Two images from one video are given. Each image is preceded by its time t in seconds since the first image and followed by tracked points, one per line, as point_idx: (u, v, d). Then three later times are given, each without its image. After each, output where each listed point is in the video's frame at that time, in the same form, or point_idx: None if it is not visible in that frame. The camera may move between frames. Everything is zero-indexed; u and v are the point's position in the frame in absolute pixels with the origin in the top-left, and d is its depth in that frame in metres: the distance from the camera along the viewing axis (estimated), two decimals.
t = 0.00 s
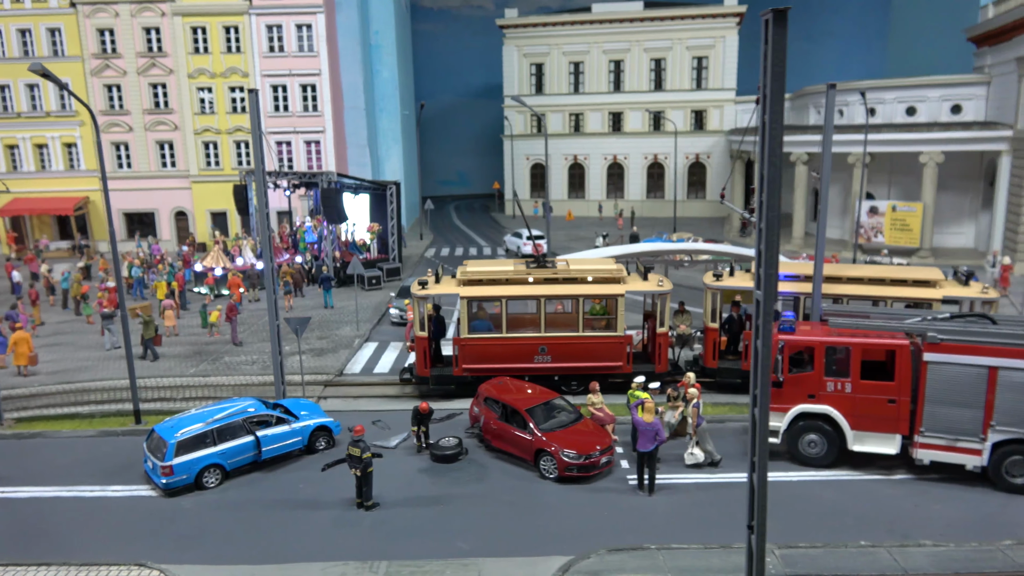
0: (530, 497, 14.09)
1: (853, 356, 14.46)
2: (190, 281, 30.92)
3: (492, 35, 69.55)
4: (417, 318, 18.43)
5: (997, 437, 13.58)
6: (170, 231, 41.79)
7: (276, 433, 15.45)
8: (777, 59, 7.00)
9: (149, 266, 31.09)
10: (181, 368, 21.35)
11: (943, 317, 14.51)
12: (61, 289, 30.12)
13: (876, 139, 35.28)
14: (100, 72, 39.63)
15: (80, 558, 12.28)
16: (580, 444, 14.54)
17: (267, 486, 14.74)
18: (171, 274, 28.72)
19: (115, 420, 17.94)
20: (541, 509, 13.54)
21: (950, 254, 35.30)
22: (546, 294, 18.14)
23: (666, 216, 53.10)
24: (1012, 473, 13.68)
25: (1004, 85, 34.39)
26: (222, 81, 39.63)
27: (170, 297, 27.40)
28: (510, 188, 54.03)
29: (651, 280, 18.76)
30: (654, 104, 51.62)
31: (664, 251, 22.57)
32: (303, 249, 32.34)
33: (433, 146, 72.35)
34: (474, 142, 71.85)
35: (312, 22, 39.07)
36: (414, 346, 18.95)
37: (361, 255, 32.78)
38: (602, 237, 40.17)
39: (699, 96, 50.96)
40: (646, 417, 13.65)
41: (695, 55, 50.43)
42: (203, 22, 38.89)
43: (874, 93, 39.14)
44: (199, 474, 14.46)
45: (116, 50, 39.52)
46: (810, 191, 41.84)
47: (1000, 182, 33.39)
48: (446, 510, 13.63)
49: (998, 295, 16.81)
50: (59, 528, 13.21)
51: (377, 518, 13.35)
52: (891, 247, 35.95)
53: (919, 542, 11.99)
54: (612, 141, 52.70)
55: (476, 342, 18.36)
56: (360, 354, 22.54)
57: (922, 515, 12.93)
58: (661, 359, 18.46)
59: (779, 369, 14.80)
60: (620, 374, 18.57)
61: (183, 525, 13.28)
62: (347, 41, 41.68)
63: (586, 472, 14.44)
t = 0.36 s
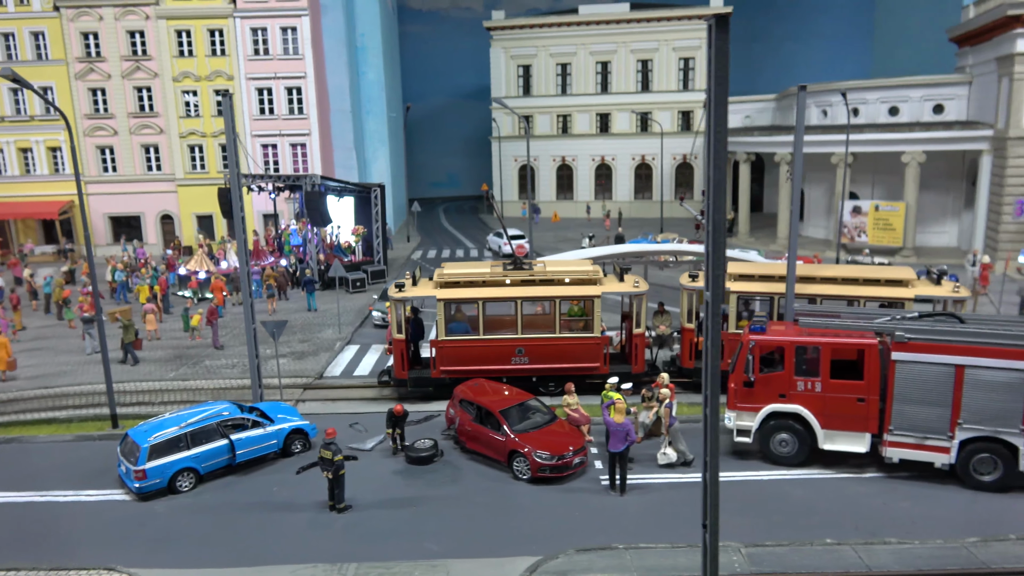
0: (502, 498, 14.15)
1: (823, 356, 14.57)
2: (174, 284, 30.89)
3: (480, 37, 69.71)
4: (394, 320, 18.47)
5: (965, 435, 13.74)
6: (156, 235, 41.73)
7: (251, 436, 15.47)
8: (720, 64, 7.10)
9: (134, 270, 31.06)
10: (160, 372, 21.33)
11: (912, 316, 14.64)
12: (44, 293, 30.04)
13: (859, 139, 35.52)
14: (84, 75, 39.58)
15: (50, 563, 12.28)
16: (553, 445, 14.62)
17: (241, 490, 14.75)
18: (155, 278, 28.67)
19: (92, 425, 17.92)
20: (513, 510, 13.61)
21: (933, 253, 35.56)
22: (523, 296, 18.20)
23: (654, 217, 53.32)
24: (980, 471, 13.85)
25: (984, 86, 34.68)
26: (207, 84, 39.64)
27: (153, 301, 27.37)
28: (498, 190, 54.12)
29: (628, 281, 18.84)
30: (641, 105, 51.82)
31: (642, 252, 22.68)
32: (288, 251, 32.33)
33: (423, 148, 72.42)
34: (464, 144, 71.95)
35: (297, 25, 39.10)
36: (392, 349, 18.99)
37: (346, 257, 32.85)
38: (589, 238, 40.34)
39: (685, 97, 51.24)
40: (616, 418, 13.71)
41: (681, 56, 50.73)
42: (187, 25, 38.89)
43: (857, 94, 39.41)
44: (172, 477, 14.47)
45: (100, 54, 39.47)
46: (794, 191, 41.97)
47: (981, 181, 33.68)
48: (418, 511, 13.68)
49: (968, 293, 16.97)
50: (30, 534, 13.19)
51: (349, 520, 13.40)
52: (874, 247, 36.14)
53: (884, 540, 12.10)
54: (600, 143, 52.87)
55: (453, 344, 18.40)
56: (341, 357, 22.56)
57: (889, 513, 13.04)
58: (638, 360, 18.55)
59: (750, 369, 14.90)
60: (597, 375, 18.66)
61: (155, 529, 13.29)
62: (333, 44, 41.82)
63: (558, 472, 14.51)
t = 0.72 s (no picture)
0: (474, 501, 14.22)
1: (793, 358, 14.68)
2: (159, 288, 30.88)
3: (470, 40, 69.94)
4: (371, 324, 18.52)
5: (932, 436, 13.88)
6: (143, 238, 41.72)
7: (225, 440, 15.52)
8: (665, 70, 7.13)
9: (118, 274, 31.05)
10: (140, 376, 21.33)
11: (881, 319, 14.77)
12: (28, 296, 30.00)
13: (842, 142, 35.78)
14: (70, 79, 39.59)
15: (19, 566, 12.30)
16: (526, 448, 14.70)
17: (214, 493, 14.78)
18: (139, 282, 28.68)
19: (69, 429, 17.93)
20: (484, 513, 13.68)
21: (916, 255, 35.80)
22: (500, 300, 18.26)
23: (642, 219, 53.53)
24: (947, 472, 14.00)
25: (966, 90, 34.95)
26: (194, 87, 39.71)
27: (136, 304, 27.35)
28: (487, 193, 54.25)
29: (605, 284, 18.91)
30: (630, 108, 52.06)
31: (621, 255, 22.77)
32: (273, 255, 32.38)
33: (414, 151, 72.49)
34: (455, 147, 72.06)
35: (284, 28, 39.20)
36: (370, 352, 19.04)
37: (332, 260, 32.97)
38: (575, 241, 40.50)
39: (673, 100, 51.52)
40: (588, 421, 13.82)
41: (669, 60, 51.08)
42: (174, 29, 38.93)
43: (841, 97, 39.62)
44: (145, 481, 14.51)
45: (87, 57, 39.53)
46: (780, 194, 42.24)
47: (963, 184, 33.98)
48: (390, 514, 13.74)
49: (940, 296, 17.13)
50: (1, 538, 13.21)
51: (320, 524, 13.44)
52: (858, 249, 36.34)
53: (849, 541, 12.20)
54: (589, 146, 53.06)
55: (431, 348, 18.45)
56: (322, 360, 22.58)
57: (857, 515, 13.14)
58: (615, 363, 18.64)
59: (721, 372, 15.02)
60: (574, 378, 18.75)
61: (126, 533, 13.31)
62: (320, 47, 41.96)
63: (531, 475, 14.58)
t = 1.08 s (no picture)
0: (440, 501, 14.24)
1: (758, 358, 14.76)
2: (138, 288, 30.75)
3: (458, 41, 70.02)
4: (343, 325, 18.53)
5: (894, 436, 13.99)
6: (125, 239, 41.59)
7: (193, 441, 15.50)
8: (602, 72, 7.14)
9: (97, 275, 30.93)
10: (115, 377, 21.26)
11: (846, 319, 14.88)
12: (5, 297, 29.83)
13: (822, 144, 36.00)
14: (51, 79, 39.45)
15: None
16: (492, 449, 14.74)
17: (180, 495, 14.76)
18: (118, 283, 28.57)
19: (39, 431, 17.86)
20: (448, 514, 13.69)
21: (895, 256, 36.05)
22: (472, 301, 18.30)
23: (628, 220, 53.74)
24: (910, 471, 14.10)
25: (945, 92, 35.28)
26: (176, 88, 39.65)
27: (114, 306, 27.24)
28: (473, 194, 54.29)
29: (577, 285, 18.98)
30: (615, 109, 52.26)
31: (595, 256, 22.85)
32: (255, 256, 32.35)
33: (401, 153, 72.52)
34: (443, 148, 72.14)
35: (267, 29, 39.14)
36: (343, 353, 19.04)
37: (312, 262, 33.10)
38: (559, 241, 40.61)
39: (659, 101, 51.75)
40: (553, 421, 13.82)
41: (654, 61, 51.32)
42: (156, 29, 38.88)
43: (822, 99, 39.85)
44: (111, 483, 14.47)
45: (68, 58, 39.41)
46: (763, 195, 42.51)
47: (942, 186, 34.28)
48: (355, 515, 13.75)
49: (907, 297, 17.29)
50: None
51: (284, 525, 13.44)
52: (839, 250, 36.56)
53: (808, 539, 12.28)
54: (575, 147, 53.23)
55: (403, 348, 18.46)
56: (298, 361, 22.56)
57: (818, 514, 13.23)
58: (586, 363, 18.71)
59: (688, 372, 15.10)
60: (547, 378, 18.80)
61: (88, 535, 13.28)
62: (304, 48, 41.99)
63: (497, 475, 14.62)
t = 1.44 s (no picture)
0: (405, 504, 14.28)
1: (721, 361, 14.91)
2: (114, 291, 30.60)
3: (443, 43, 70.16)
4: (314, 329, 18.57)
5: (854, 437, 14.16)
6: (104, 242, 41.46)
7: (159, 446, 15.50)
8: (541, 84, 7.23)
9: (73, 278, 30.75)
10: (86, 381, 21.18)
11: (808, 322, 15.05)
12: None
13: (799, 147, 36.34)
14: (29, 80, 39.33)
15: None
16: (458, 452, 14.81)
17: (146, 500, 14.74)
18: (94, 285, 28.48)
19: (6, 436, 17.76)
20: (413, 517, 13.74)
21: (872, 257, 36.42)
22: (442, 304, 18.37)
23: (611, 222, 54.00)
24: (870, 472, 14.28)
25: (920, 96, 35.77)
26: (156, 90, 39.63)
27: (89, 309, 27.09)
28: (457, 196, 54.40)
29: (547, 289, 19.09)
30: (598, 111, 52.57)
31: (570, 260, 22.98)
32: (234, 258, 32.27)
33: (386, 155, 72.54)
34: (428, 150, 72.24)
35: (247, 31, 39.12)
36: (314, 357, 19.06)
37: (291, 265, 33.14)
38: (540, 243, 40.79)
39: (641, 103, 52.05)
40: (518, 424, 13.90)
41: (636, 64, 51.60)
42: (135, 31, 38.89)
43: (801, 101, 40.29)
44: (75, 488, 14.42)
45: (46, 59, 39.30)
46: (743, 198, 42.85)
47: (917, 188, 34.67)
48: (319, 519, 13.77)
49: (872, 299, 17.47)
50: None
51: (248, 529, 13.45)
52: (817, 252, 36.89)
53: (766, 541, 12.40)
54: (558, 149, 53.51)
55: (373, 352, 18.50)
56: (272, 364, 22.55)
57: (778, 515, 13.37)
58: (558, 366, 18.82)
59: (652, 375, 15.24)
60: (518, 381, 18.88)
61: (49, 540, 13.23)
62: (285, 50, 42.04)
63: (463, 479, 14.69)
